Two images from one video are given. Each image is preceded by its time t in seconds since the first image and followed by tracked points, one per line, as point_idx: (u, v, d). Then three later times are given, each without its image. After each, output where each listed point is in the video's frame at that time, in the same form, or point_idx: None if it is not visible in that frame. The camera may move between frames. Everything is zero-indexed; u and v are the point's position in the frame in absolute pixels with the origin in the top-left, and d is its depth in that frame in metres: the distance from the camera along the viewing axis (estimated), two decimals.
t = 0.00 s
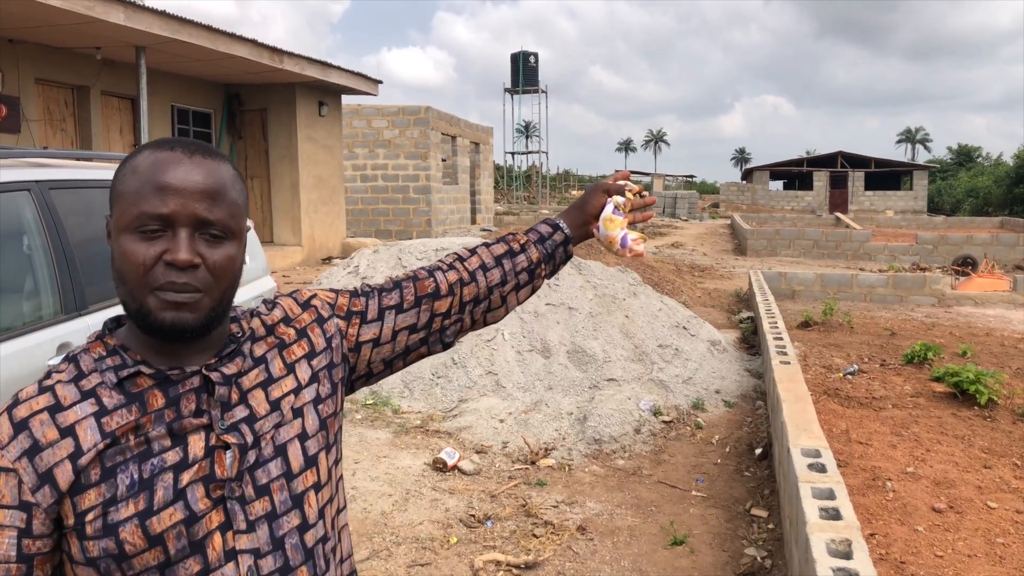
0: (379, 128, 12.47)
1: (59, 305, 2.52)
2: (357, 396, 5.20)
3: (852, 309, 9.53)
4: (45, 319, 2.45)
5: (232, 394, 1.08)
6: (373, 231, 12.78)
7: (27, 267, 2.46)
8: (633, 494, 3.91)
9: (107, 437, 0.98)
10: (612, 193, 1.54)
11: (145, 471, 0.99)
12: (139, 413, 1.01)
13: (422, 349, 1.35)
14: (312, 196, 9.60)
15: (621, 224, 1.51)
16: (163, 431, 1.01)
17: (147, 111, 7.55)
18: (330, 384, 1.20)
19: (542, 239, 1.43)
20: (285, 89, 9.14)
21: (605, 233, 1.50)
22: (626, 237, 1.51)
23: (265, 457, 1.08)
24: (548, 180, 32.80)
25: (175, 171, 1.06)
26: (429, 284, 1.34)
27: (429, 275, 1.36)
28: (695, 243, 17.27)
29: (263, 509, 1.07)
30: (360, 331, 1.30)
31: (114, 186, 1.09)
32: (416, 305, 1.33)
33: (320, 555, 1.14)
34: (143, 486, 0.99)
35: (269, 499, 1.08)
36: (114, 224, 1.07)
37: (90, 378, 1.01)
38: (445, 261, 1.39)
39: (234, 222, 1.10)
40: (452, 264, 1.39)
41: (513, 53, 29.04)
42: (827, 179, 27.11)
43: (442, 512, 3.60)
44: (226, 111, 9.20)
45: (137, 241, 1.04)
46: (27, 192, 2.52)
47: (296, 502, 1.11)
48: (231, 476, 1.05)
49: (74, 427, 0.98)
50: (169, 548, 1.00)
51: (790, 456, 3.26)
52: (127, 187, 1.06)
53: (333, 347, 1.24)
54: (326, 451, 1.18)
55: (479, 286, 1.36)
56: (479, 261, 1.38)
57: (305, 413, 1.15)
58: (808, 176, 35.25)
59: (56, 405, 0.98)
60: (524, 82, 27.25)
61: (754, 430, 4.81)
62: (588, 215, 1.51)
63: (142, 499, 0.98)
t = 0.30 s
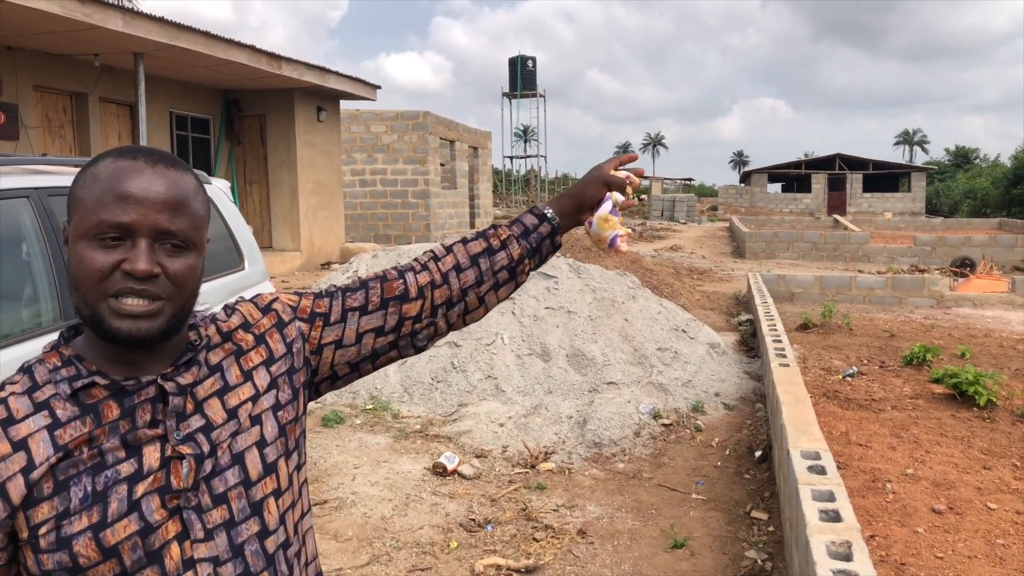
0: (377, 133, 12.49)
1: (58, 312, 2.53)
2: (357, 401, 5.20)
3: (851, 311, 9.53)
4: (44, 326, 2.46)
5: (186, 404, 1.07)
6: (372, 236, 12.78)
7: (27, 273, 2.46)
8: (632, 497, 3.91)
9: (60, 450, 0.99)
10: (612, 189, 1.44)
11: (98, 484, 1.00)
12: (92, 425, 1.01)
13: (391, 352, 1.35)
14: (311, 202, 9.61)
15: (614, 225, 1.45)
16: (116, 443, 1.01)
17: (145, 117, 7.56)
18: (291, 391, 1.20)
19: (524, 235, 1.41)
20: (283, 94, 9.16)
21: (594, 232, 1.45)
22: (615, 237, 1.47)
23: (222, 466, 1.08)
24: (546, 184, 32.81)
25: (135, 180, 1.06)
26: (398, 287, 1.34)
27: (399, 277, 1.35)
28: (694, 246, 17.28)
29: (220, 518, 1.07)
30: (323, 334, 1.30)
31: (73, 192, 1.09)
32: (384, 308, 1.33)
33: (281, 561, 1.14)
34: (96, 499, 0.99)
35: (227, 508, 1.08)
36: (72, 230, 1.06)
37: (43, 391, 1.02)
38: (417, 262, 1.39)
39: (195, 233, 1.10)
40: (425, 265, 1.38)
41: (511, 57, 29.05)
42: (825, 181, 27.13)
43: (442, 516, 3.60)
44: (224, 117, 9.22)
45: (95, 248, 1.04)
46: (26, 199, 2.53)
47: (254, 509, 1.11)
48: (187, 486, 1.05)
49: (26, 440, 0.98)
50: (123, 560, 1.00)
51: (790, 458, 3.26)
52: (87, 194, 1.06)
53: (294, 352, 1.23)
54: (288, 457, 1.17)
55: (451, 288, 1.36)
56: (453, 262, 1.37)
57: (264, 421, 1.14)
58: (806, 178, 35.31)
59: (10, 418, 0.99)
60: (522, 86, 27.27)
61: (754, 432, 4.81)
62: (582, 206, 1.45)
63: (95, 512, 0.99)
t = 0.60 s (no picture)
0: (372, 135, 12.48)
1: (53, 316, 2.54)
2: (354, 403, 5.20)
3: (847, 310, 9.56)
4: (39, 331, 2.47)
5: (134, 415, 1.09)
6: (368, 238, 12.78)
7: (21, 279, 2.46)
8: (629, 497, 3.92)
9: (6, 462, 1.02)
10: (617, 258, 1.39)
11: (45, 495, 1.03)
12: (39, 437, 1.04)
13: (356, 367, 1.32)
14: (306, 204, 9.61)
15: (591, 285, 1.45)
16: (63, 454, 1.04)
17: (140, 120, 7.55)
18: (245, 401, 1.21)
19: (511, 263, 1.35)
20: (278, 96, 9.15)
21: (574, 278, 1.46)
22: (587, 296, 1.48)
23: (174, 476, 1.09)
24: (543, 184, 32.81)
25: (45, 195, 1.06)
26: (362, 300, 1.31)
27: (366, 291, 1.32)
28: (690, 246, 17.31)
29: (175, 527, 1.08)
30: (281, 344, 1.29)
31: None
32: (346, 320, 1.31)
33: (241, 568, 1.14)
34: (43, 510, 1.02)
35: (181, 517, 1.09)
36: None
37: None
38: (388, 276, 1.35)
39: (115, 237, 1.10)
40: (397, 279, 1.34)
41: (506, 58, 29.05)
42: (820, 180, 27.19)
43: (439, 518, 3.61)
44: (219, 120, 9.21)
45: (18, 270, 1.05)
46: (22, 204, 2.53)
47: (211, 516, 1.11)
48: (138, 497, 1.06)
49: None
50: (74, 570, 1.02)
51: (787, 457, 3.27)
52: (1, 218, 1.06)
53: (250, 361, 1.24)
54: (245, 466, 1.18)
55: (418, 307, 1.32)
56: (425, 280, 1.33)
57: (219, 430, 1.15)
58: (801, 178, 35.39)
59: None
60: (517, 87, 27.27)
61: (751, 431, 4.82)
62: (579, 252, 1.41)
63: (43, 522, 1.02)
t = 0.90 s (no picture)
0: (367, 136, 12.47)
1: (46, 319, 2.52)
2: (350, 404, 5.18)
3: (843, 308, 9.57)
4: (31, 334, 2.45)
5: (104, 422, 1.09)
6: (364, 239, 12.75)
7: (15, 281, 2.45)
8: (627, 496, 3.92)
9: None
10: (599, 281, 1.47)
11: (11, 500, 1.03)
12: (6, 442, 1.04)
13: (335, 380, 1.33)
14: (302, 205, 9.59)
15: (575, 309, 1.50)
16: (30, 460, 1.04)
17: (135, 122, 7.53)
18: (219, 411, 1.21)
19: (491, 284, 1.37)
20: (273, 98, 9.14)
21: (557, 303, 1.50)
22: (570, 319, 1.53)
23: (144, 484, 1.10)
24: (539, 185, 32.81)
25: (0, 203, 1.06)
26: (342, 316, 1.32)
27: (346, 307, 1.33)
28: (686, 245, 17.33)
29: (145, 534, 1.09)
30: (259, 356, 1.30)
31: None
32: (324, 335, 1.31)
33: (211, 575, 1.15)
34: (8, 515, 1.02)
35: (152, 524, 1.10)
36: None
37: None
38: (370, 292, 1.36)
39: (73, 239, 1.10)
40: (378, 295, 1.35)
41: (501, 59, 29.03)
42: (816, 179, 27.24)
43: (437, 518, 3.60)
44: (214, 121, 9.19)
45: None
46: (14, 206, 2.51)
47: (182, 524, 1.13)
48: (104, 505, 1.07)
49: None
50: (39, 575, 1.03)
51: (784, 456, 3.27)
52: None
53: (227, 372, 1.24)
54: (217, 474, 1.19)
55: (398, 324, 1.33)
56: (407, 299, 1.34)
57: (190, 438, 1.16)
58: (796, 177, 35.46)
59: None
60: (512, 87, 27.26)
61: (748, 430, 4.82)
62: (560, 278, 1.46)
63: (7, 528, 1.02)
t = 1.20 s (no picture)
0: (366, 132, 12.45)
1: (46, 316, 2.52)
2: (351, 401, 5.19)
3: (842, 304, 9.58)
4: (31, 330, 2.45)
5: (116, 412, 1.10)
6: (364, 236, 12.75)
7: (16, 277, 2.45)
8: (628, 492, 3.92)
9: None
10: (598, 282, 1.46)
11: (25, 488, 1.03)
12: (21, 432, 1.05)
13: (342, 375, 1.33)
14: (301, 202, 9.59)
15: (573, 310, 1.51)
16: (44, 449, 1.05)
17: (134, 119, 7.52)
18: (229, 403, 1.21)
19: (495, 283, 1.38)
20: (272, 95, 9.13)
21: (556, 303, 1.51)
22: (569, 319, 1.53)
23: (156, 472, 1.10)
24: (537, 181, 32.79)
25: (19, 199, 1.07)
26: (351, 313, 1.32)
27: (355, 303, 1.33)
28: (686, 241, 17.33)
29: (157, 522, 1.09)
30: (269, 351, 1.29)
31: None
32: (333, 331, 1.31)
33: (222, 565, 1.15)
34: (23, 502, 1.03)
35: (164, 512, 1.10)
36: None
37: None
38: (377, 290, 1.36)
39: (90, 235, 1.11)
40: (384, 293, 1.35)
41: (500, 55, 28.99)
42: (815, 175, 27.22)
43: (439, 514, 3.60)
44: (213, 118, 9.18)
45: None
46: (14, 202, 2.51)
47: (193, 513, 1.12)
48: (116, 492, 1.07)
49: None
50: (53, 562, 1.03)
51: (785, 450, 3.28)
52: None
53: (238, 366, 1.25)
54: (228, 465, 1.19)
55: (405, 321, 1.33)
56: (413, 296, 1.34)
57: (201, 430, 1.16)
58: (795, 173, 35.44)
59: None
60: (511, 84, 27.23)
61: (749, 426, 4.83)
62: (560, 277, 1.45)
63: (22, 514, 1.03)
